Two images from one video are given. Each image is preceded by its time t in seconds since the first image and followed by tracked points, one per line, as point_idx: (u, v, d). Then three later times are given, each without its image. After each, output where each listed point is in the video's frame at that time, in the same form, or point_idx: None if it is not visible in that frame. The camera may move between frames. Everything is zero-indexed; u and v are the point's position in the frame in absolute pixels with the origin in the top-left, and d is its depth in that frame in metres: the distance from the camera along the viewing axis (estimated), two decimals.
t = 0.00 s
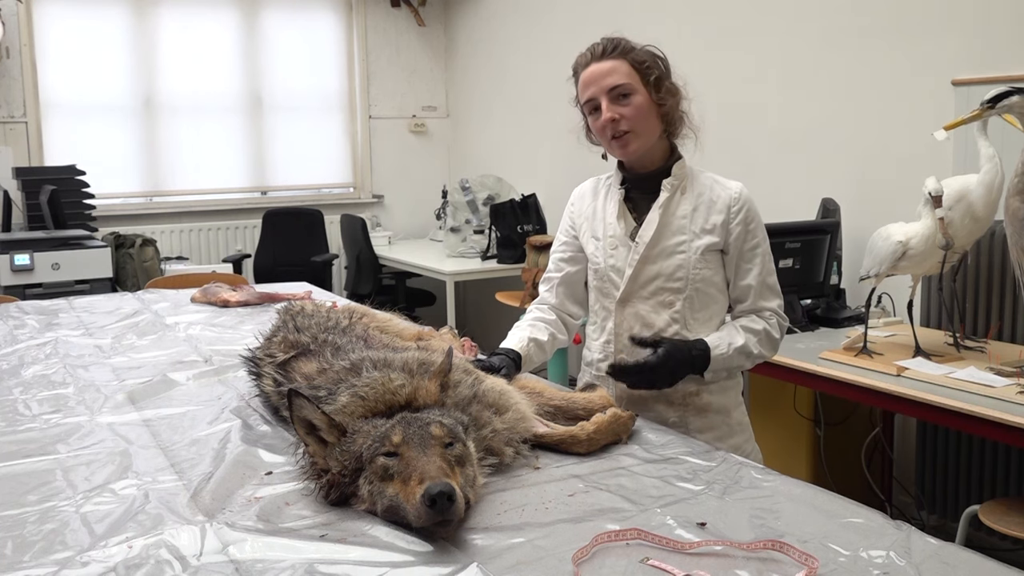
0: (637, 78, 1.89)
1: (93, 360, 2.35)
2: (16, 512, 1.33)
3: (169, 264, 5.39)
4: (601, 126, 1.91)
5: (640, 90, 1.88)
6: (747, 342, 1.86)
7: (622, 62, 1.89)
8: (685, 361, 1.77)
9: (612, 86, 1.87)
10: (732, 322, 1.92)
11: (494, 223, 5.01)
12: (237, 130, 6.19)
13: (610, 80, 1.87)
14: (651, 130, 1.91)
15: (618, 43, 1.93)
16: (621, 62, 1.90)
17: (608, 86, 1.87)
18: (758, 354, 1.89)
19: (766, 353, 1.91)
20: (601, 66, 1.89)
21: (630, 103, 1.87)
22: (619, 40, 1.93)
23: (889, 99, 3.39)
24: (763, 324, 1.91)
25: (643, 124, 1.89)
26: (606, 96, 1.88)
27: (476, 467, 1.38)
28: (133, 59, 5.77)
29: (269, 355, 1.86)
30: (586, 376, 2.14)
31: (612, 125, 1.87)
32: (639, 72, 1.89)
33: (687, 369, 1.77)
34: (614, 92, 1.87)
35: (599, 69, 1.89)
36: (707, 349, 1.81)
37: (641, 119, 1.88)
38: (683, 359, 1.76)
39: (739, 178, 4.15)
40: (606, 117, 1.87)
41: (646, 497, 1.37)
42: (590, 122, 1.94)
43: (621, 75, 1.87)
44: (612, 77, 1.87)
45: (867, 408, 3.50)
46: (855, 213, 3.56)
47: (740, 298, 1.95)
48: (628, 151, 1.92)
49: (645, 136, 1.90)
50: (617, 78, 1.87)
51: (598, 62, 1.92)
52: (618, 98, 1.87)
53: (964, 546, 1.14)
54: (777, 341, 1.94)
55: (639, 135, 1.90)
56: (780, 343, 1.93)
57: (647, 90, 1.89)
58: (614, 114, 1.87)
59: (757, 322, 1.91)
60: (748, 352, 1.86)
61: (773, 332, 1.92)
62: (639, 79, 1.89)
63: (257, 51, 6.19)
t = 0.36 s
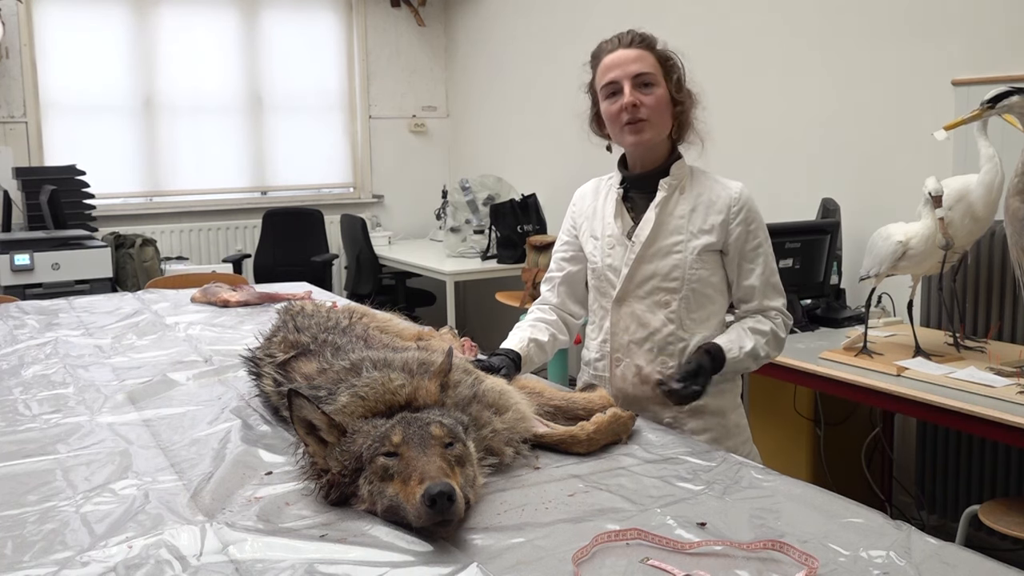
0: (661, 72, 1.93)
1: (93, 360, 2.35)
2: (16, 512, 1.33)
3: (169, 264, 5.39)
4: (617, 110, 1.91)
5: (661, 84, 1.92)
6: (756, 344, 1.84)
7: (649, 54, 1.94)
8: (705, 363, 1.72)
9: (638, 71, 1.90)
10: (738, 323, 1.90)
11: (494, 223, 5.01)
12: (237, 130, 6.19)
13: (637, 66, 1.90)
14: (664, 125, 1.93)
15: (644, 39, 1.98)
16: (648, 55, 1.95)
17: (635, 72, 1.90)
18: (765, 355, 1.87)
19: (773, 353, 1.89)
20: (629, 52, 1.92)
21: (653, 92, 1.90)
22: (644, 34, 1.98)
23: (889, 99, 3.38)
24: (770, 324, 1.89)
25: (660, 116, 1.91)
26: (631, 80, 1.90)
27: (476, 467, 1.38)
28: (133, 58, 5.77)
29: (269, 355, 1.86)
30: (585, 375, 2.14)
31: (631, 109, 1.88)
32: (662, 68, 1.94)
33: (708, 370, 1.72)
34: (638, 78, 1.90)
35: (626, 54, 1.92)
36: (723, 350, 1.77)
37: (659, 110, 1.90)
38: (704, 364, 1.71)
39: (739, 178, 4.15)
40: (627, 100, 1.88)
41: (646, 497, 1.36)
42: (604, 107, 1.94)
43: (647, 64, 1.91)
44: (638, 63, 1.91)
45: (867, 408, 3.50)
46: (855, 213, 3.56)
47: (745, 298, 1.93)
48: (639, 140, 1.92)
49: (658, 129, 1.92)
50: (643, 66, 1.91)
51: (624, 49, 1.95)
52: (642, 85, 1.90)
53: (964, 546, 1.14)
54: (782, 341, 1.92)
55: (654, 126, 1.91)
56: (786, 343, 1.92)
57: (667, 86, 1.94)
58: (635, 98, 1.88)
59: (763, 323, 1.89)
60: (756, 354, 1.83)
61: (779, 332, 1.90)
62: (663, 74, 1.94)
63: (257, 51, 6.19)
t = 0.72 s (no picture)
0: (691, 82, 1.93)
1: (93, 360, 2.35)
2: (16, 512, 1.33)
3: (169, 264, 5.39)
4: (640, 102, 1.89)
5: (688, 93, 1.93)
6: (741, 343, 1.85)
7: (687, 61, 1.93)
8: (681, 363, 1.76)
9: (672, 74, 1.89)
10: (727, 324, 1.90)
11: (494, 223, 5.01)
12: (237, 130, 6.19)
13: (674, 68, 1.89)
14: (676, 133, 1.93)
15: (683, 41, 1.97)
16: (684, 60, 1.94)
17: (670, 74, 1.89)
18: (753, 356, 1.88)
19: (762, 356, 1.90)
20: (670, 51, 1.91)
21: (678, 99, 1.90)
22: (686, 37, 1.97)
23: (889, 98, 3.38)
24: (760, 326, 1.89)
25: (676, 123, 1.91)
26: (663, 80, 1.89)
27: (476, 467, 1.38)
28: (133, 58, 5.77)
29: (269, 355, 1.86)
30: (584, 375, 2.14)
31: (655, 106, 1.87)
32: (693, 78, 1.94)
33: (682, 369, 1.77)
34: (671, 80, 1.89)
35: (668, 52, 1.91)
36: (700, 349, 1.81)
37: (679, 118, 1.91)
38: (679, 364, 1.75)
39: (739, 178, 4.15)
40: (655, 97, 1.87)
41: (646, 497, 1.36)
42: (627, 95, 1.92)
43: (683, 69, 1.91)
44: (675, 67, 1.90)
45: (867, 408, 3.50)
46: (854, 213, 3.56)
47: (737, 301, 1.94)
48: (650, 138, 1.91)
49: (671, 135, 1.92)
50: (679, 69, 1.90)
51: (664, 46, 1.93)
52: (671, 87, 1.89)
53: (964, 546, 1.14)
54: (772, 345, 1.92)
55: (668, 131, 1.91)
56: (777, 347, 1.92)
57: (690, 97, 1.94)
58: (663, 97, 1.87)
59: (752, 324, 1.89)
60: (742, 352, 1.85)
61: (769, 335, 1.90)
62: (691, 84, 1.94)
63: (257, 50, 6.19)
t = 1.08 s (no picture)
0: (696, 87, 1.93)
1: (92, 360, 2.35)
2: (16, 512, 1.33)
3: (169, 264, 5.39)
4: (643, 106, 1.89)
5: (692, 99, 1.92)
6: (740, 343, 1.84)
7: (693, 65, 1.93)
8: (676, 362, 1.77)
9: (678, 79, 1.88)
10: (727, 323, 1.90)
11: (494, 223, 5.01)
12: (237, 130, 6.19)
13: (680, 74, 1.89)
14: (678, 138, 1.93)
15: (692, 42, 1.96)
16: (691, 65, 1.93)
17: (675, 79, 1.88)
18: (753, 356, 1.87)
19: (762, 355, 1.89)
20: (678, 56, 1.90)
21: (682, 105, 1.89)
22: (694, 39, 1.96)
23: (889, 98, 3.38)
24: (759, 326, 1.88)
25: (678, 128, 1.91)
26: (669, 85, 1.88)
27: (476, 466, 1.38)
28: (132, 57, 5.77)
29: (269, 355, 1.86)
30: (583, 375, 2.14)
31: (658, 111, 1.87)
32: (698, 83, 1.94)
33: (678, 369, 1.77)
34: (676, 85, 1.89)
35: (675, 56, 1.90)
36: (696, 349, 1.81)
37: (681, 123, 1.91)
38: (674, 363, 1.75)
39: (739, 178, 4.15)
40: (658, 102, 1.86)
41: (645, 496, 1.37)
42: (632, 97, 1.91)
43: (688, 74, 1.90)
44: (680, 72, 1.89)
45: (867, 408, 3.50)
46: (854, 213, 3.56)
47: (738, 300, 1.93)
48: (651, 143, 1.91)
49: (673, 140, 1.92)
50: (684, 75, 1.89)
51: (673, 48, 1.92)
52: (675, 94, 1.89)
53: (964, 546, 1.14)
54: (773, 344, 1.91)
55: (670, 136, 1.91)
56: (778, 347, 1.90)
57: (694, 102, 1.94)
58: (667, 103, 1.87)
59: (752, 324, 1.88)
60: (742, 353, 1.84)
61: (769, 335, 1.89)
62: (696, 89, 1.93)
63: (257, 50, 6.19)
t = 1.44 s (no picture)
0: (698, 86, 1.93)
1: (93, 360, 2.35)
2: (16, 512, 1.33)
3: (169, 264, 5.40)
4: (646, 105, 1.89)
5: (694, 97, 1.93)
6: (742, 346, 1.84)
7: (695, 64, 1.93)
8: (683, 366, 1.76)
9: (680, 78, 1.88)
10: (729, 327, 1.90)
11: (494, 223, 5.01)
12: (237, 130, 6.19)
13: (682, 72, 1.89)
14: (681, 137, 1.93)
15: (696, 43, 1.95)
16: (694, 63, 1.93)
17: (678, 78, 1.88)
18: (754, 359, 1.87)
19: (763, 358, 1.89)
20: (680, 54, 1.90)
21: (685, 103, 1.90)
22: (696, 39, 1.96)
23: (889, 98, 3.38)
24: (761, 329, 1.88)
25: (681, 126, 1.91)
26: (671, 84, 1.88)
27: (476, 467, 1.38)
28: (132, 56, 5.77)
29: (269, 355, 1.86)
30: (583, 375, 2.14)
31: (661, 110, 1.87)
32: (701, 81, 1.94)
33: (685, 372, 1.77)
34: (679, 84, 1.89)
35: (677, 55, 1.90)
36: (703, 352, 1.80)
37: (684, 122, 1.91)
38: (682, 367, 1.74)
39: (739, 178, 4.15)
40: (662, 101, 1.86)
41: (646, 497, 1.37)
42: (634, 96, 1.91)
43: (691, 72, 1.90)
44: (683, 70, 1.89)
45: (867, 408, 3.50)
46: (854, 213, 3.56)
47: (739, 303, 1.92)
48: (654, 142, 1.91)
49: (676, 139, 1.92)
50: (687, 73, 1.89)
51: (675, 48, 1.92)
52: (678, 92, 1.89)
53: (965, 546, 1.14)
54: (774, 347, 1.90)
55: (673, 135, 1.91)
56: (779, 350, 1.90)
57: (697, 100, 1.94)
58: (670, 102, 1.87)
59: (754, 327, 1.88)
60: (743, 356, 1.84)
61: (771, 338, 1.89)
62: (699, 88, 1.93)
63: (257, 50, 6.18)
